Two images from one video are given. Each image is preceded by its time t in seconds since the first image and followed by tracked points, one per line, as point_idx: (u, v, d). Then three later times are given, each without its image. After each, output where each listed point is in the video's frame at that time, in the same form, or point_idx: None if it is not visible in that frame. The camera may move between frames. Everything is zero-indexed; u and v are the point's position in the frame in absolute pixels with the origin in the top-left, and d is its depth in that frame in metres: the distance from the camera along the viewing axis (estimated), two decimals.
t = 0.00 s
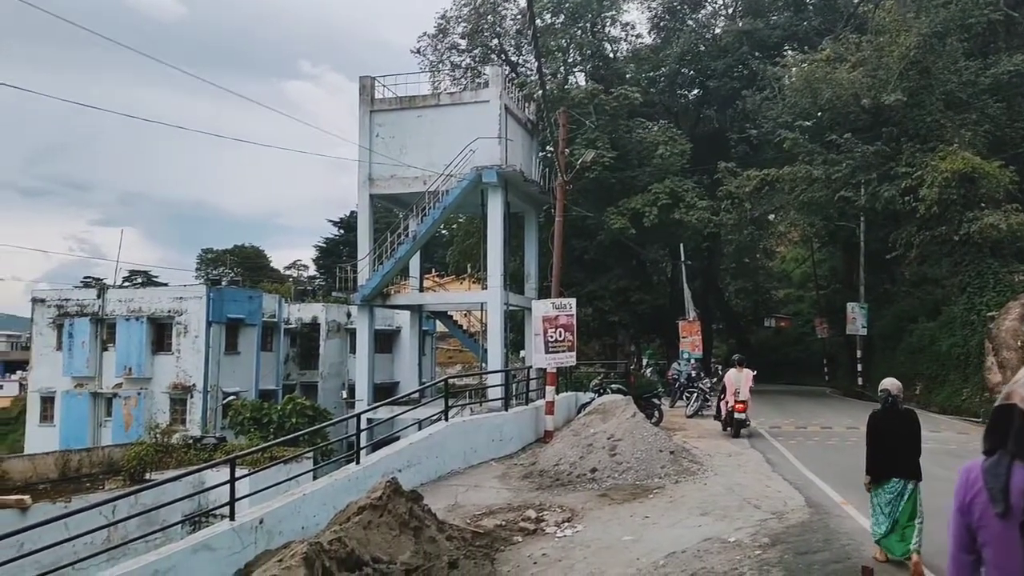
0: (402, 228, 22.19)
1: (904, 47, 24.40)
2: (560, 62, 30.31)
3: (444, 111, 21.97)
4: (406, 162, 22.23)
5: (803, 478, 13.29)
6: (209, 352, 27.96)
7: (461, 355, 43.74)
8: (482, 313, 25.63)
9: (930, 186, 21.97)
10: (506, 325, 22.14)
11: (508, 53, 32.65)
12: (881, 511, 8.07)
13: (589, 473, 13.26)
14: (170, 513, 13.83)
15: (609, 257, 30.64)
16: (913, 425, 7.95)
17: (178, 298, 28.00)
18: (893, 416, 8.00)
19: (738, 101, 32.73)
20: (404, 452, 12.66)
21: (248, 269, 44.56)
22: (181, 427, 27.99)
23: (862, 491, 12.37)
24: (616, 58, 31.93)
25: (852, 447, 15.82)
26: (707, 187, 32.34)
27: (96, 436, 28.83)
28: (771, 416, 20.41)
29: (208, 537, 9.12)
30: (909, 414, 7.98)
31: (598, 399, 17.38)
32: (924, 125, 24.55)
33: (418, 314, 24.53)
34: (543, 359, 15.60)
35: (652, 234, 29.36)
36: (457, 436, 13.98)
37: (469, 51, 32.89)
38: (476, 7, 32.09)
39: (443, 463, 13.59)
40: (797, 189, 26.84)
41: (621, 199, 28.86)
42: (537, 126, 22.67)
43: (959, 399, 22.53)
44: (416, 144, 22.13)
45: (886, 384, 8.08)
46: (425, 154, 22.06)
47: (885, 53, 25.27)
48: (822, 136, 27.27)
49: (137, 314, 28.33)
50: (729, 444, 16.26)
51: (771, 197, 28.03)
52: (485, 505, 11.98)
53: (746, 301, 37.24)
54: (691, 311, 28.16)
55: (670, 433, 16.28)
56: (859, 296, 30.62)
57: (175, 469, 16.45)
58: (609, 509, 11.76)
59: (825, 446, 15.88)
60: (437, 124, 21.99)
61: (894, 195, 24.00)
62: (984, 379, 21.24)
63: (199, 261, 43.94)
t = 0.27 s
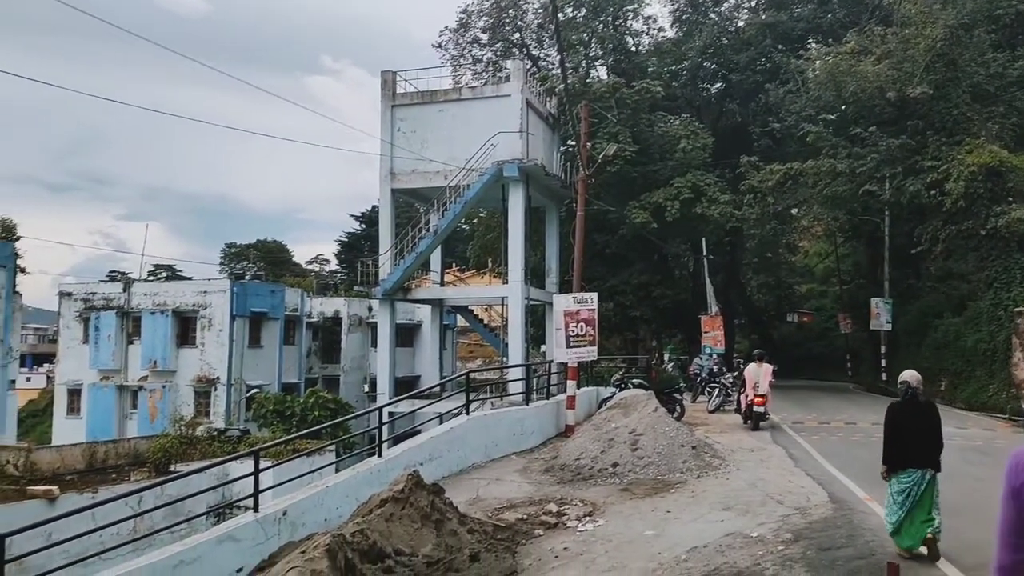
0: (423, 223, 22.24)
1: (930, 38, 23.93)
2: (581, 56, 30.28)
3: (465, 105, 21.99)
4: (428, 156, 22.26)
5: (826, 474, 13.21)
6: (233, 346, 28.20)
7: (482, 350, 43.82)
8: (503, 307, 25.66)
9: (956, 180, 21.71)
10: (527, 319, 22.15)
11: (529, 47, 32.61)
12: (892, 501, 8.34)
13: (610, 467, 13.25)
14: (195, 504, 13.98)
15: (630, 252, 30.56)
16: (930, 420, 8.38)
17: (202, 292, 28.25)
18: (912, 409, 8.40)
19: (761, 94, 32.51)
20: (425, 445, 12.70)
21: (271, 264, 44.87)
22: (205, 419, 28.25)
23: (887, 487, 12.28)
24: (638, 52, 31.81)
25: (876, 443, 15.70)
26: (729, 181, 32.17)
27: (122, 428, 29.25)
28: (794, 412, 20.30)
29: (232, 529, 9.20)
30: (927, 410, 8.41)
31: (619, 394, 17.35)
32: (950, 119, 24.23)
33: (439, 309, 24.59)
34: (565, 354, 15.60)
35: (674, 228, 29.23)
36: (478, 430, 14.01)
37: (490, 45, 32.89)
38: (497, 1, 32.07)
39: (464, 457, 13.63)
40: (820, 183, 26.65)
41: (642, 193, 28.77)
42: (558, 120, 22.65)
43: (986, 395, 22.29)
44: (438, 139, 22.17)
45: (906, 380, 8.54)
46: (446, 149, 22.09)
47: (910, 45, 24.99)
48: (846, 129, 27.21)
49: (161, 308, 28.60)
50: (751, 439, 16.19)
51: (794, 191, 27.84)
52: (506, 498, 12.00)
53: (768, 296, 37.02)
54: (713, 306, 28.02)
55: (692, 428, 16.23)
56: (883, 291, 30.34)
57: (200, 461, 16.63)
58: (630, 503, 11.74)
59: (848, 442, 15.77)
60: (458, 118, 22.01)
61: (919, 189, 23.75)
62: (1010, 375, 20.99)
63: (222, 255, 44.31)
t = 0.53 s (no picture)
0: (441, 218, 22.27)
1: (953, 33, 23.51)
2: (599, 51, 30.22)
3: (483, 101, 21.98)
4: (446, 152, 22.26)
5: (845, 471, 13.13)
6: (252, 341, 28.38)
7: (499, 346, 43.85)
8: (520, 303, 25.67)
9: (978, 175, 21.47)
10: (544, 316, 22.13)
11: (547, 43, 32.54)
12: (907, 495, 8.46)
13: (627, 463, 13.23)
14: (215, 498, 14.09)
15: (648, 247, 30.47)
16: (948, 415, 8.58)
17: (221, 287, 28.45)
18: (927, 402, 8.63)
19: (780, 89, 32.30)
20: (443, 440, 12.73)
21: (289, 260, 45.11)
22: (225, 414, 28.44)
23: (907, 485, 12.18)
24: (656, 47, 31.68)
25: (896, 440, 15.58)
26: (747, 176, 31.99)
27: (142, 422, 29.01)
28: (812, 409, 20.18)
29: (252, 522, 9.27)
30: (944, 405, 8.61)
31: (636, 390, 17.31)
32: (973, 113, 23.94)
33: (456, 304, 24.61)
34: (582, 349, 15.58)
35: (692, 224, 29.11)
36: (496, 425, 14.03)
37: (508, 41, 32.87)
38: None
39: (482, 452, 13.65)
40: (840, 178, 26.49)
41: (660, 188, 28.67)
42: (576, 116, 22.61)
43: (1007, 393, 22.09)
44: (455, 135, 22.18)
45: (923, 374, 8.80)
46: (464, 144, 22.10)
47: (932, 39, 24.73)
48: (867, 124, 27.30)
49: (182, 303, 28.80)
50: (769, 436, 16.11)
51: (814, 187, 27.66)
52: (524, 494, 12.01)
53: (787, 293, 36.77)
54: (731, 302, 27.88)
55: (709, 425, 16.17)
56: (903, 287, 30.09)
57: (220, 454, 16.73)
58: (647, 500, 11.72)
59: (867, 439, 15.67)
60: (476, 114, 22.01)
61: (941, 184, 23.53)
62: None
63: (242, 251, 44.59)
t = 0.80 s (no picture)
0: (456, 214, 22.30)
1: (973, 26, 23.25)
2: (615, 46, 30.14)
3: (498, 96, 21.98)
4: (461, 147, 22.28)
5: (863, 468, 13.06)
6: (269, 336, 28.53)
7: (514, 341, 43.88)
8: (535, 298, 25.67)
9: (999, 169, 21.24)
10: (560, 311, 22.12)
11: (562, 37, 32.48)
12: (925, 490, 8.47)
13: (643, 459, 13.22)
14: (233, 491, 14.19)
15: (664, 243, 30.38)
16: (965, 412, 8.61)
17: (238, 282, 28.61)
18: (944, 399, 8.68)
19: (797, 83, 32.10)
20: (459, 435, 12.76)
21: (305, 255, 45.29)
22: (242, 408, 28.61)
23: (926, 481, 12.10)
24: (672, 41, 31.55)
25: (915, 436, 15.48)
26: (764, 171, 31.83)
27: (162, 415, 29.60)
28: (829, 405, 20.08)
29: (269, 515, 9.34)
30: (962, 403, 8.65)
31: (652, 385, 17.28)
32: (993, 107, 23.68)
33: (471, 300, 24.64)
34: (598, 345, 15.57)
35: (708, 219, 28.99)
36: (511, 420, 14.05)
37: (524, 35, 32.83)
38: None
39: (497, 447, 13.68)
40: (858, 173, 26.36)
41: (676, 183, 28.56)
42: (591, 111, 22.58)
43: None
44: (471, 130, 22.19)
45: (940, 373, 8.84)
46: (479, 140, 22.10)
47: (952, 32, 24.48)
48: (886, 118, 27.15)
49: (199, 298, 28.99)
50: (786, 432, 16.03)
51: (831, 181, 27.49)
52: (540, 488, 12.02)
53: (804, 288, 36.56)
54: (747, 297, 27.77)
55: (726, 420, 16.12)
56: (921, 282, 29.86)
57: (238, 448, 16.83)
58: (664, 495, 11.70)
59: (885, 436, 15.57)
60: (491, 109, 22.01)
61: (961, 178, 23.32)
62: None
63: (258, 246, 44.84)
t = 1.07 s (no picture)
0: (472, 208, 22.31)
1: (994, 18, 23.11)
2: (631, 40, 30.05)
3: (514, 90, 21.96)
4: (476, 141, 22.28)
5: (880, 463, 13.00)
6: (285, 330, 28.67)
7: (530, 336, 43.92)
8: (551, 293, 25.67)
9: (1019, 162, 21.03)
10: (575, 305, 22.11)
11: (578, 32, 32.41)
12: (942, 486, 8.48)
13: (659, 454, 13.20)
14: (252, 484, 14.29)
15: (680, 237, 30.29)
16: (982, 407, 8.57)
17: (256, 277, 28.77)
18: (961, 395, 8.64)
19: (814, 77, 31.91)
20: (475, 429, 12.78)
21: (322, 250, 45.48)
22: (259, 402, 28.79)
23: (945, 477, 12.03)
24: (689, 35, 31.42)
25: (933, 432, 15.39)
26: (781, 165, 31.65)
27: (180, 409, 29.63)
28: (847, 400, 19.97)
29: (287, 508, 9.40)
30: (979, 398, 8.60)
31: (669, 380, 17.24)
32: (1013, 100, 23.45)
33: (487, 294, 24.67)
34: (614, 340, 15.55)
35: (724, 214, 28.87)
36: (527, 415, 14.06)
37: (539, 30, 32.79)
38: None
39: (513, 441, 13.70)
40: (876, 168, 26.28)
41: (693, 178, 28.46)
42: (607, 105, 22.53)
43: None
44: (486, 124, 22.19)
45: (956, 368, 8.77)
46: (495, 134, 22.10)
47: (971, 24, 24.25)
48: (903, 112, 27.20)
49: (217, 292, 29.16)
50: (803, 427, 15.96)
51: (849, 176, 27.31)
52: (556, 483, 12.03)
53: (820, 283, 36.36)
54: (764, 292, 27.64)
55: (742, 415, 16.07)
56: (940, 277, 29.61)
57: (256, 442, 16.94)
58: (680, 490, 11.68)
59: (903, 431, 15.48)
60: (507, 103, 22.00)
61: (980, 172, 23.11)
62: None
63: (275, 241, 45.07)
